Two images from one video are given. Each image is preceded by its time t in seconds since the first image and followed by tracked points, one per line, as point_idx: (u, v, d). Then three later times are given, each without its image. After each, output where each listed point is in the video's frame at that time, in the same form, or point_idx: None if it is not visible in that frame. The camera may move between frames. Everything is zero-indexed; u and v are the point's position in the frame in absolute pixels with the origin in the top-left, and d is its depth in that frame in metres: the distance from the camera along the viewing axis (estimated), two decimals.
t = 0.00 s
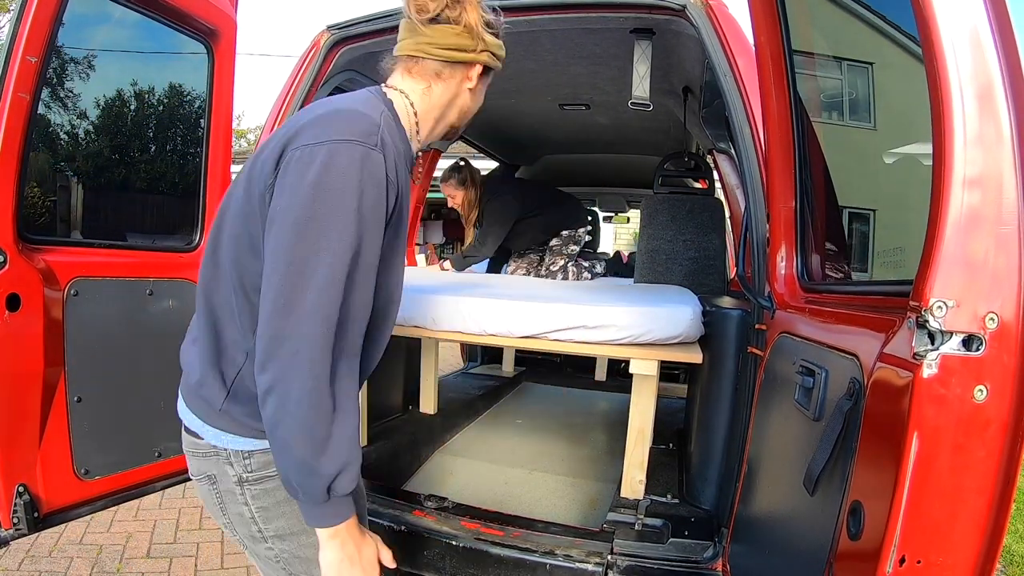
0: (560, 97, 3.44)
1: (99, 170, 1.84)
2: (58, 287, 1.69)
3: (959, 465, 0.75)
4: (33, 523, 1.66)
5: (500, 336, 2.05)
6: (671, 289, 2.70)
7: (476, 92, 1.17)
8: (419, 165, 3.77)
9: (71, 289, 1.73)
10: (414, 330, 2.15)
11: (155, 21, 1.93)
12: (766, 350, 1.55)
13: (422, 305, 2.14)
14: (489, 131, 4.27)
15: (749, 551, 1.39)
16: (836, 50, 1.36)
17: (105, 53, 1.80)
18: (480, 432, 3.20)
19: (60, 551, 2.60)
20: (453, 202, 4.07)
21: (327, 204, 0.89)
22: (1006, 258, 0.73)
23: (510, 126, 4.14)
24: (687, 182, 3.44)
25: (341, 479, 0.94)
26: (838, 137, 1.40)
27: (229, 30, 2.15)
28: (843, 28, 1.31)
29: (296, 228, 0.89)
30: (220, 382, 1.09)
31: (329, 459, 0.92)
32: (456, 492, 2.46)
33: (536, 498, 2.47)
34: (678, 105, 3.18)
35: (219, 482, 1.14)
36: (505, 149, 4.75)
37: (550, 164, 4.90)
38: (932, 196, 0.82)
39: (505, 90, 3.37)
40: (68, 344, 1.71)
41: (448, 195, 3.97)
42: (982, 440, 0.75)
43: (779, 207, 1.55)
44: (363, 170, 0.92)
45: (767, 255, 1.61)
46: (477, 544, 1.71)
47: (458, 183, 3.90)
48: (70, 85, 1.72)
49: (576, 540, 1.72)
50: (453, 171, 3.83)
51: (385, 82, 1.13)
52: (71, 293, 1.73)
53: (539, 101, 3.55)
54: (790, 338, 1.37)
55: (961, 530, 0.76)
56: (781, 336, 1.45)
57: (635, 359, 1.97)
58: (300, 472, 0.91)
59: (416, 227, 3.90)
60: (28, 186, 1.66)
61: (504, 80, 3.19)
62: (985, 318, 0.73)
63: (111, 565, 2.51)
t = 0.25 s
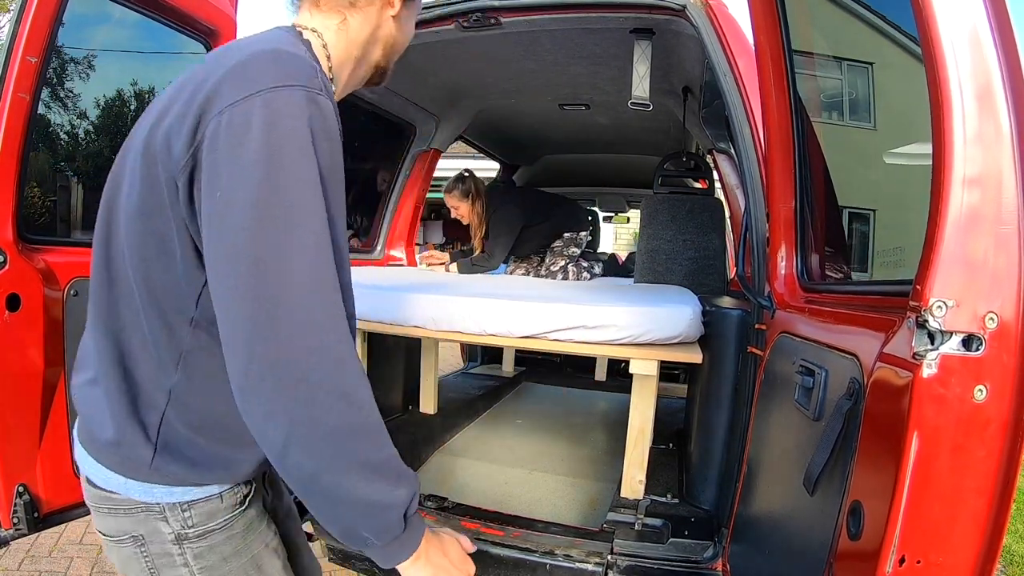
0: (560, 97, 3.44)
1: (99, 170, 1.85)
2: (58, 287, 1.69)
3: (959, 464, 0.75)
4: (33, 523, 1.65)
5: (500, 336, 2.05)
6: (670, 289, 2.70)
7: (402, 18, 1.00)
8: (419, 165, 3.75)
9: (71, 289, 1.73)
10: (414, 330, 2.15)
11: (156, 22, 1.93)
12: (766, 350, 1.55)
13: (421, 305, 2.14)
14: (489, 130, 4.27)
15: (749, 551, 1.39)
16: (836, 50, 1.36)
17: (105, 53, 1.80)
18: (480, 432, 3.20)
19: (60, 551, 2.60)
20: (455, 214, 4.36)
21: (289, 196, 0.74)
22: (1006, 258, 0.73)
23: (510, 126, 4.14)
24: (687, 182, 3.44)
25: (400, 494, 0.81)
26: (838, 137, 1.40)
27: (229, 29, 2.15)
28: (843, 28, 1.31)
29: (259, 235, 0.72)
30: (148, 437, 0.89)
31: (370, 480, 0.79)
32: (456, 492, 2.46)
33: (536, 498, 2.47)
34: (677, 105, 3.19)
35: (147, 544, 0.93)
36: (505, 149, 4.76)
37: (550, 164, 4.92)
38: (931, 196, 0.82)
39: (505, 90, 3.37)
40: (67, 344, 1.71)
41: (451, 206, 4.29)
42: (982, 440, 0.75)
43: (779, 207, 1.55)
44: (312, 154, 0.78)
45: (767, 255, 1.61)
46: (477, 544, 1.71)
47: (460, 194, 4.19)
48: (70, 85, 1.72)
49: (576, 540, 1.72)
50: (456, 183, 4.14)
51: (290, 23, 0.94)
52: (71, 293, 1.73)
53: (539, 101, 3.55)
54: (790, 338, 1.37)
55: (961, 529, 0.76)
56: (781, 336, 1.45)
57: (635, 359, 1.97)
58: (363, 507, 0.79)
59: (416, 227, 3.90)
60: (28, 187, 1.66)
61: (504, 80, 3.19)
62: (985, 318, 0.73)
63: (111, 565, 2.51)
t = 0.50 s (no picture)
0: (560, 97, 3.44)
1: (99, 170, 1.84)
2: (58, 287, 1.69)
3: (959, 465, 0.74)
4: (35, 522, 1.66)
5: (500, 336, 2.05)
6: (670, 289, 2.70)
7: None
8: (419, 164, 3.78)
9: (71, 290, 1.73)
10: (414, 330, 2.15)
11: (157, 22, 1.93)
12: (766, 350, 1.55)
13: (421, 305, 2.14)
14: (489, 130, 4.27)
15: (748, 552, 1.39)
16: (836, 50, 1.36)
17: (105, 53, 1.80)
18: (480, 432, 3.20)
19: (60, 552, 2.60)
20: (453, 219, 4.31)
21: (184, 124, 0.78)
22: (1005, 259, 0.73)
23: (510, 126, 4.14)
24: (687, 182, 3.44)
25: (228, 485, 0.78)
26: (838, 137, 1.40)
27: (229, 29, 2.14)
28: (843, 28, 1.31)
29: (157, 166, 0.78)
30: (71, 434, 0.87)
31: (211, 490, 0.83)
32: (455, 492, 2.46)
33: (536, 498, 2.47)
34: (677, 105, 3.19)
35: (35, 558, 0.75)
36: (505, 149, 4.75)
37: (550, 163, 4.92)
38: (931, 196, 0.82)
39: (505, 90, 3.37)
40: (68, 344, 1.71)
41: (450, 211, 4.24)
42: (982, 440, 0.75)
43: (779, 207, 1.55)
44: (233, 94, 0.85)
45: (767, 255, 1.61)
46: (477, 544, 1.71)
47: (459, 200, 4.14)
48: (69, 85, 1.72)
49: (576, 540, 1.72)
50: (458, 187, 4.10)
51: None
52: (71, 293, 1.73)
53: (539, 101, 3.55)
54: (790, 339, 1.37)
55: (960, 529, 0.76)
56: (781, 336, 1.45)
57: (635, 359, 1.97)
58: (202, 525, 0.84)
59: (416, 227, 3.90)
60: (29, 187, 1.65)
61: (504, 80, 3.19)
62: (985, 319, 0.73)
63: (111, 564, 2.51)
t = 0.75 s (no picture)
0: (560, 97, 3.44)
1: (99, 170, 1.84)
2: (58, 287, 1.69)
3: (959, 464, 0.74)
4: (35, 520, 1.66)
5: (500, 336, 2.05)
6: (670, 289, 2.70)
7: None
8: (419, 165, 3.78)
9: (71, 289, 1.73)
10: (413, 330, 2.15)
11: (158, 24, 1.94)
12: (766, 350, 1.55)
13: (421, 305, 2.13)
14: (489, 130, 4.27)
15: (748, 552, 1.39)
16: (836, 50, 1.36)
17: (105, 52, 1.80)
18: (480, 432, 3.20)
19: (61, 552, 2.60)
20: (454, 219, 4.30)
21: None
22: (1006, 259, 0.73)
23: (510, 126, 4.14)
24: (687, 181, 3.44)
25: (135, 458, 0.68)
26: (838, 137, 1.40)
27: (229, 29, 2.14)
28: (843, 28, 1.31)
29: None
30: None
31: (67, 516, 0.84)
32: (455, 491, 2.46)
33: (536, 498, 2.47)
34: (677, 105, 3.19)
35: None
36: (505, 148, 4.75)
37: (550, 163, 4.92)
38: (932, 195, 0.82)
39: (505, 90, 3.37)
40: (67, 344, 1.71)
41: (451, 211, 4.22)
42: (982, 439, 0.75)
43: (779, 207, 1.55)
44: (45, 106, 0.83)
45: (767, 255, 1.61)
46: (477, 544, 1.71)
47: (460, 201, 4.10)
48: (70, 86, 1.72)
49: (576, 540, 1.72)
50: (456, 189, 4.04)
51: None
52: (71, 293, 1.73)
53: (539, 101, 3.55)
54: (790, 339, 1.37)
55: (960, 529, 0.76)
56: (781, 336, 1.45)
57: (635, 359, 1.97)
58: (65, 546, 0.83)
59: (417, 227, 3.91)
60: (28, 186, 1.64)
61: (504, 80, 3.19)
62: (985, 318, 0.73)
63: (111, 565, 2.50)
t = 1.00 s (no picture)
0: (560, 96, 3.44)
1: (98, 170, 1.83)
2: (57, 285, 1.69)
3: (961, 459, 0.74)
4: (32, 520, 1.66)
5: (500, 335, 2.05)
6: (670, 288, 2.70)
7: None
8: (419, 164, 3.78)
9: (70, 287, 1.73)
10: (413, 329, 2.15)
11: (162, 23, 1.95)
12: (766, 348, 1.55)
13: (421, 304, 2.13)
14: (489, 130, 4.27)
15: (748, 551, 1.39)
16: (836, 50, 1.36)
17: (106, 53, 1.80)
18: (480, 431, 3.19)
19: (60, 551, 2.60)
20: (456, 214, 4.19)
21: None
22: (1006, 254, 0.72)
23: (510, 125, 4.14)
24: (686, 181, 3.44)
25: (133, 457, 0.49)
26: (838, 136, 1.40)
27: (229, 28, 2.15)
28: (844, 26, 1.31)
29: None
30: None
31: None
32: (455, 491, 2.46)
33: (536, 498, 2.46)
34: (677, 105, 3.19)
35: None
36: (505, 149, 4.75)
37: (550, 163, 4.92)
38: (932, 190, 0.82)
39: (504, 90, 3.37)
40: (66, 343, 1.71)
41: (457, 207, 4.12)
42: (984, 433, 0.74)
43: (779, 206, 1.55)
44: None
45: (767, 253, 1.61)
46: (477, 543, 1.70)
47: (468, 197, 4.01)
48: (70, 86, 1.71)
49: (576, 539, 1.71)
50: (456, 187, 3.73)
51: None
52: (70, 291, 1.73)
53: (539, 101, 3.56)
54: (790, 336, 1.37)
55: (962, 525, 0.76)
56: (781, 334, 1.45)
57: (635, 358, 1.97)
58: None
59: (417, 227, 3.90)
60: (28, 186, 1.64)
61: (504, 80, 3.19)
62: (986, 311, 0.73)
63: (111, 564, 2.50)
